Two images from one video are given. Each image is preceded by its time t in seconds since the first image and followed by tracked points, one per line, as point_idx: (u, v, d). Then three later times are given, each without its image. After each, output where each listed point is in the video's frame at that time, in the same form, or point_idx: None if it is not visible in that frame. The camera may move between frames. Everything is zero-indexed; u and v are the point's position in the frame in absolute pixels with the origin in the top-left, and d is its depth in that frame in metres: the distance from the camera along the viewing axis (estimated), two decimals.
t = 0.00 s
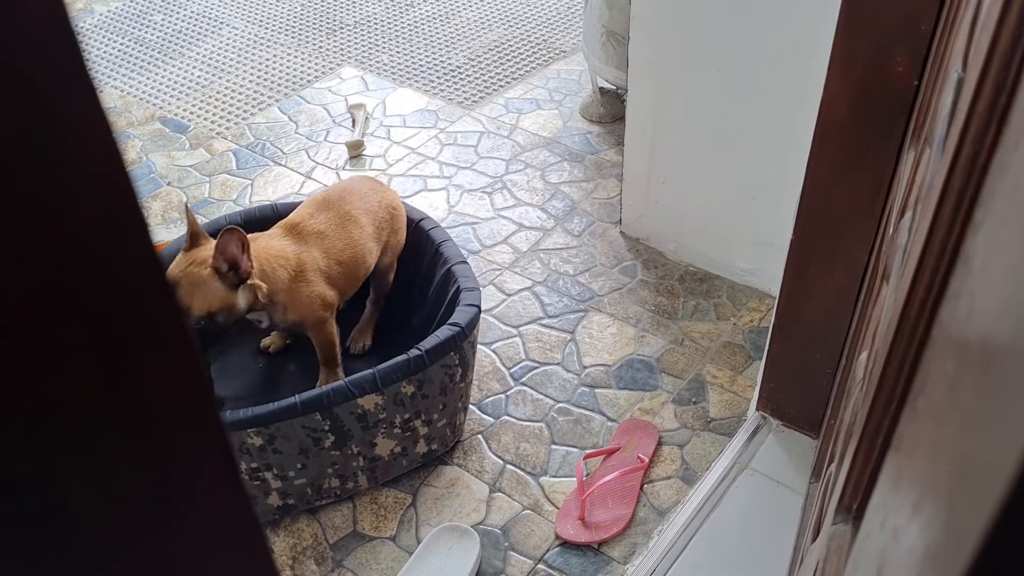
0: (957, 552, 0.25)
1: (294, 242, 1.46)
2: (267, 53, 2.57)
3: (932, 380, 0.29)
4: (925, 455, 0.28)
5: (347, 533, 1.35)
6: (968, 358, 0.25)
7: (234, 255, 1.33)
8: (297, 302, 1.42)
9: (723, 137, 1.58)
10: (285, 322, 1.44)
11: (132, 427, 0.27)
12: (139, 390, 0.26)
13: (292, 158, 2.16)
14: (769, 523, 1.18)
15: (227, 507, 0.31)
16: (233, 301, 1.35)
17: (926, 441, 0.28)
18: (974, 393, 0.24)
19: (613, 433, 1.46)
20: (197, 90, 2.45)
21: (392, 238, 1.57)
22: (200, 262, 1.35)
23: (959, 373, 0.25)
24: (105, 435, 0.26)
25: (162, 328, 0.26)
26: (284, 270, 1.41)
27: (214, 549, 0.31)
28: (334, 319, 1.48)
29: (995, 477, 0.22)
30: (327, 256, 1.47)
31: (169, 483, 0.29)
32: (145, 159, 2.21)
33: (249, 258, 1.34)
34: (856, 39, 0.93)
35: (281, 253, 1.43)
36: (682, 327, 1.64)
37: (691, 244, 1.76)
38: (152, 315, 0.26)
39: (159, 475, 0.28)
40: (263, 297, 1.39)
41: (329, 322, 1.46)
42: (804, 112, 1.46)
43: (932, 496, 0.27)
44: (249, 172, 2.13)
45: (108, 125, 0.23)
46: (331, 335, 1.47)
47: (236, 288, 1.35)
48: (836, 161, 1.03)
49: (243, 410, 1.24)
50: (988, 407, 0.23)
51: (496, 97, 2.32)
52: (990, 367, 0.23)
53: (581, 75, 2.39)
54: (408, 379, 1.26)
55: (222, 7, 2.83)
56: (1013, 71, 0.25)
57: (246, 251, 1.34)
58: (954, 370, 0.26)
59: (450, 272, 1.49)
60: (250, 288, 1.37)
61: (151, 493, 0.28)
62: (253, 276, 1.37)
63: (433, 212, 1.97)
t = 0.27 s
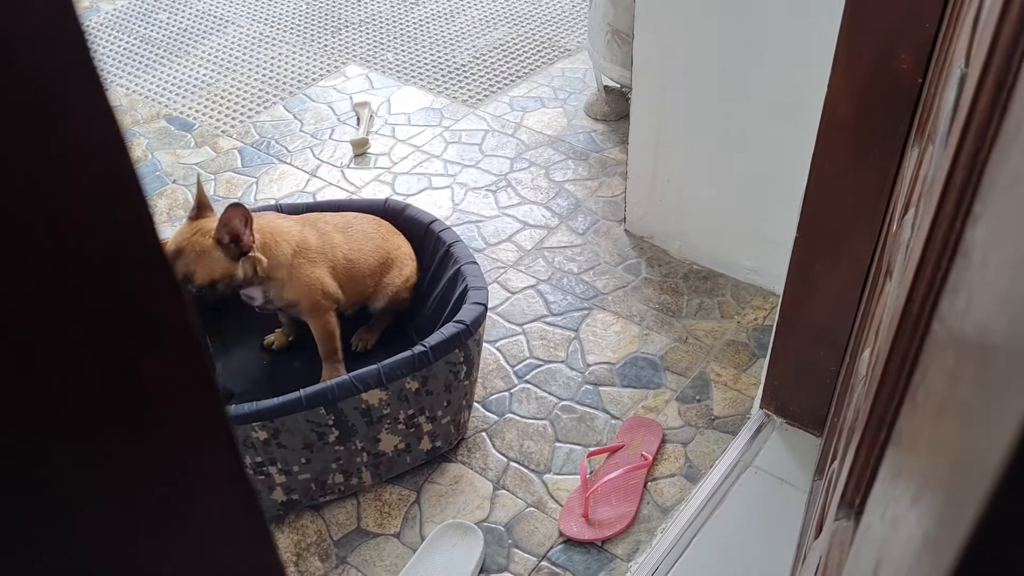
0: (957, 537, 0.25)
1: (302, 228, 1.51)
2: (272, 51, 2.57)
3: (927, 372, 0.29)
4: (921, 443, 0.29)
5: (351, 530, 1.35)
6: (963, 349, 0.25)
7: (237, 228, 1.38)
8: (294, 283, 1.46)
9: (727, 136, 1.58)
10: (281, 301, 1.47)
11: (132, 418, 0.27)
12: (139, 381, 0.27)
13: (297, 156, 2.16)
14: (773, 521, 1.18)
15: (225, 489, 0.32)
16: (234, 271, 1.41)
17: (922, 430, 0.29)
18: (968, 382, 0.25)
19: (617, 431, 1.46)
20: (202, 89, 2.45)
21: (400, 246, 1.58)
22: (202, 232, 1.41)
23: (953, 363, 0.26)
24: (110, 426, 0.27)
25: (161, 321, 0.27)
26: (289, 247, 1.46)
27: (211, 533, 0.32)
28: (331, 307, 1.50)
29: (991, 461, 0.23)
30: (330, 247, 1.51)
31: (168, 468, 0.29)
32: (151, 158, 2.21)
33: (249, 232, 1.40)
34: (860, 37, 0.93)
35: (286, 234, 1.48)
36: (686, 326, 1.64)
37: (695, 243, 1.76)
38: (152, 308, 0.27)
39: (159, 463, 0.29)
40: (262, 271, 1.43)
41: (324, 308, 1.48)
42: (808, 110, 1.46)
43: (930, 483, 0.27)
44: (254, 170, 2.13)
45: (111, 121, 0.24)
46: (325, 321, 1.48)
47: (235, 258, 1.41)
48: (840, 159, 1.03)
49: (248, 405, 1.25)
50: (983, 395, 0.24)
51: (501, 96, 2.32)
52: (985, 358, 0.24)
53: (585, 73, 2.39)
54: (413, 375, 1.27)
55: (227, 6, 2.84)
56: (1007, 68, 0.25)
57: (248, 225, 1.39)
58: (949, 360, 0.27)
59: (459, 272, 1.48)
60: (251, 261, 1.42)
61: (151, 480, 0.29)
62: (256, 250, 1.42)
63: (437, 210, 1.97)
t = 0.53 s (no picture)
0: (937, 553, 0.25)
1: (307, 231, 1.52)
2: (271, 52, 2.57)
3: (891, 379, 0.29)
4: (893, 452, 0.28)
5: (348, 534, 1.35)
6: (933, 357, 0.25)
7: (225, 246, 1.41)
8: (297, 286, 1.46)
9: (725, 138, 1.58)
10: (287, 305, 1.48)
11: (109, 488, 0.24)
12: (117, 445, 0.23)
13: (295, 158, 2.16)
14: (770, 525, 1.18)
15: (220, 551, 0.29)
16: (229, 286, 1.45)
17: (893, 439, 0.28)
18: (941, 390, 0.24)
19: (615, 434, 1.46)
20: (201, 90, 2.45)
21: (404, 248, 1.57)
22: (198, 248, 1.46)
23: (921, 371, 0.26)
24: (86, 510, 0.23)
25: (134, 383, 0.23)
26: (293, 252, 1.47)
27: None
28: (332, 308, 1.49)
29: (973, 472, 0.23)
30: (332, 249, 1.50)
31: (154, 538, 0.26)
32: (149, 160, 2.21)
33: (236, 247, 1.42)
34: (858, 39, 0.92)
35: (290, 240, 1.49)
36: (684, 328, 1.64)
37: (694, 245, 1.76)
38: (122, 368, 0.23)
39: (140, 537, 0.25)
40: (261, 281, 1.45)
41: (326, 310, 1.48)
42: (806, 112, 1.45)
43: (902, 497, 0.27)
44: (252, 172, 2.13)
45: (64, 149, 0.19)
46: (325, 322, 1.48)
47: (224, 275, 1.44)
48: (838, 162, 1.03)
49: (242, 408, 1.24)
50: (957, 406, 0.23)
51: (500, 96, 2.32)
52: (958, 367, 0.23)
53: (585, 74, 2.38)
54: (409, 376, 1.26)
55: (226, 7, 2.83)
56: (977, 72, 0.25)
57: (236, 240, 1.42)
58: (916, 368, 0.26)
59: (460, 274, 1.48)
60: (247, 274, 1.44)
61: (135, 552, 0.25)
62: (252, 262, 1.44)
63: (436, 212, 1.97)
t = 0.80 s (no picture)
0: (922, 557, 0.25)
1: (316, 232, 1.53)
2: (270, 56, 2.57)
3: (879, 384, 0.29)
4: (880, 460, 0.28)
5: (347, 538, 1.35)
6: (917, 363, 0.25)
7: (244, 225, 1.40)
8: (305, 286, 1.47)
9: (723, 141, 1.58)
10: (290, 305, 1.47)
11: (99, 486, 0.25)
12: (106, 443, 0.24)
13: (294, 161, 2.17)
14: (770, 528, 1.18)
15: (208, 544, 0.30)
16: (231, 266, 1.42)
17: (879, 445, 0.28)
18: (925, 395, 0.24)
19: (614, 437, 1.46)
20: (200, 94, 2.45)
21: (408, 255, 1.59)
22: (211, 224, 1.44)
23: (906, 377, 0.26)
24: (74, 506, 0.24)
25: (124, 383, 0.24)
26: (303, 249, 1.48)
27: None
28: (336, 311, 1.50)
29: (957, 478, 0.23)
30: (341, 252, 1.52)
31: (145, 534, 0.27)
32: (148, 164, 2.21)
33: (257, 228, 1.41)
34: (855, 43, 0.92)
35: (302, 238, 1.50)
36: (683, 331, 1.64)
37: (692, 247, 1.76)
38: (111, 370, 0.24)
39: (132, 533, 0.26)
40: (266, 270, 1.43)
41: (330, 313, 1.49)
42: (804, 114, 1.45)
43: (889, 504, 0.27)
44: (251, 176, 2.13)
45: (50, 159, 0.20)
46: (328, 326, 1.49)
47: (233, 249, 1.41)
48: (836, 165, 1.03)
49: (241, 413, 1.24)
50: (941, 413, 0.23)
51: (498, 99, 2.32)
52: (943, 372, 0.23)
53: (583, 77, 2.38)
54: (408, 380, 1.26)
55: (225, 10, 2.84)
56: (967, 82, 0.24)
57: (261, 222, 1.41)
58: (901, 373, 0.26)
59: (460, 278, 1.48)
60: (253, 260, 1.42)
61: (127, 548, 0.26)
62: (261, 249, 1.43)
63: (434, 215, 1.97)
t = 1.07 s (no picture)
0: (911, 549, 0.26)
1: (302, 236, 1.54)
2: (267, 63, 2.57)
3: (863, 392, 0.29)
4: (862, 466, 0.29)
5: (346, 545, 1.35)
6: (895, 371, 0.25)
7: (217, 250, 1.41)
8: (293, 292, 1.48)
9: (719, 144, 1.58)
10: (282, 311, 1.49)
11: (71, 480, 0.25)
12: (80, 437, 0.25)
13: (291, 168, 2.16)
14: (768, 532, 1.18)
15: (181, 538, 0.30)
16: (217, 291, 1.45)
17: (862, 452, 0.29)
18: (907, 401, 0.25)
19: (612, 442, 1.45)
20: (197, 102, 2.45)
21: (400, 257, 1.59)
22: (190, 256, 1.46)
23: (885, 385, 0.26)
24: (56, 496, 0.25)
25: (98, 377, 0.25)
26: (287, 255, 1.49)
27: None
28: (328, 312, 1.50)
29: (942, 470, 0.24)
30: (328, 253, 1.53)
31: (117, 527, 0.27)
32: (145, 172, 2.21)
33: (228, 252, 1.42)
34: (846, 47, 0.92)
35: (286, 245, 1.51)
36: (680, 335, 1.64)
37: (689, 252, 1.76)
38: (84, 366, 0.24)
39: (102, 527, 0.27)
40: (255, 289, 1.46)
41: (321, 315, 1.48)
42: (799, 117, 1.45)
43: (875, 507, 0.27)
44: (248, 183, 2.13)
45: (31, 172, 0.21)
46: (320, 326, 1.48)
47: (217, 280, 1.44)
48: (828, 168, 1.03)
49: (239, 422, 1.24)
50: (925, 413, 0.24)
51: (494, 104, 2.32)
52: (922, 374, 0.24)
53: (579, 81, 2.39)
54: (405, 387, 1.26)
55: (221, 18, 2.84)
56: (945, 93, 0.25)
57: (228, 246, 1.42)
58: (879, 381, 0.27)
59: (456, 283, 1.47)
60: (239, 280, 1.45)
61: (98, 540, 0.27)
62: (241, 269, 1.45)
63: (431, 221, 1.97)
